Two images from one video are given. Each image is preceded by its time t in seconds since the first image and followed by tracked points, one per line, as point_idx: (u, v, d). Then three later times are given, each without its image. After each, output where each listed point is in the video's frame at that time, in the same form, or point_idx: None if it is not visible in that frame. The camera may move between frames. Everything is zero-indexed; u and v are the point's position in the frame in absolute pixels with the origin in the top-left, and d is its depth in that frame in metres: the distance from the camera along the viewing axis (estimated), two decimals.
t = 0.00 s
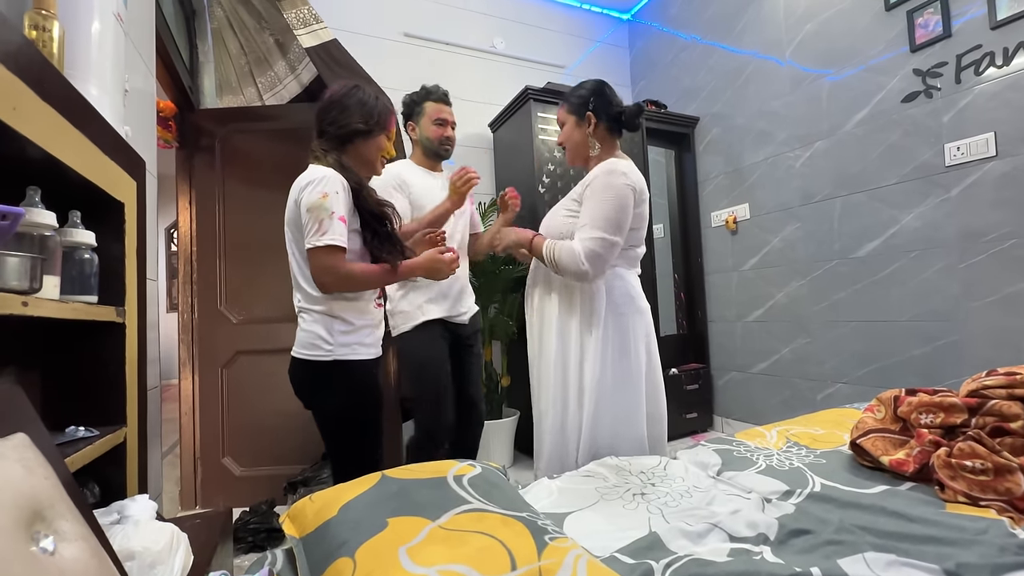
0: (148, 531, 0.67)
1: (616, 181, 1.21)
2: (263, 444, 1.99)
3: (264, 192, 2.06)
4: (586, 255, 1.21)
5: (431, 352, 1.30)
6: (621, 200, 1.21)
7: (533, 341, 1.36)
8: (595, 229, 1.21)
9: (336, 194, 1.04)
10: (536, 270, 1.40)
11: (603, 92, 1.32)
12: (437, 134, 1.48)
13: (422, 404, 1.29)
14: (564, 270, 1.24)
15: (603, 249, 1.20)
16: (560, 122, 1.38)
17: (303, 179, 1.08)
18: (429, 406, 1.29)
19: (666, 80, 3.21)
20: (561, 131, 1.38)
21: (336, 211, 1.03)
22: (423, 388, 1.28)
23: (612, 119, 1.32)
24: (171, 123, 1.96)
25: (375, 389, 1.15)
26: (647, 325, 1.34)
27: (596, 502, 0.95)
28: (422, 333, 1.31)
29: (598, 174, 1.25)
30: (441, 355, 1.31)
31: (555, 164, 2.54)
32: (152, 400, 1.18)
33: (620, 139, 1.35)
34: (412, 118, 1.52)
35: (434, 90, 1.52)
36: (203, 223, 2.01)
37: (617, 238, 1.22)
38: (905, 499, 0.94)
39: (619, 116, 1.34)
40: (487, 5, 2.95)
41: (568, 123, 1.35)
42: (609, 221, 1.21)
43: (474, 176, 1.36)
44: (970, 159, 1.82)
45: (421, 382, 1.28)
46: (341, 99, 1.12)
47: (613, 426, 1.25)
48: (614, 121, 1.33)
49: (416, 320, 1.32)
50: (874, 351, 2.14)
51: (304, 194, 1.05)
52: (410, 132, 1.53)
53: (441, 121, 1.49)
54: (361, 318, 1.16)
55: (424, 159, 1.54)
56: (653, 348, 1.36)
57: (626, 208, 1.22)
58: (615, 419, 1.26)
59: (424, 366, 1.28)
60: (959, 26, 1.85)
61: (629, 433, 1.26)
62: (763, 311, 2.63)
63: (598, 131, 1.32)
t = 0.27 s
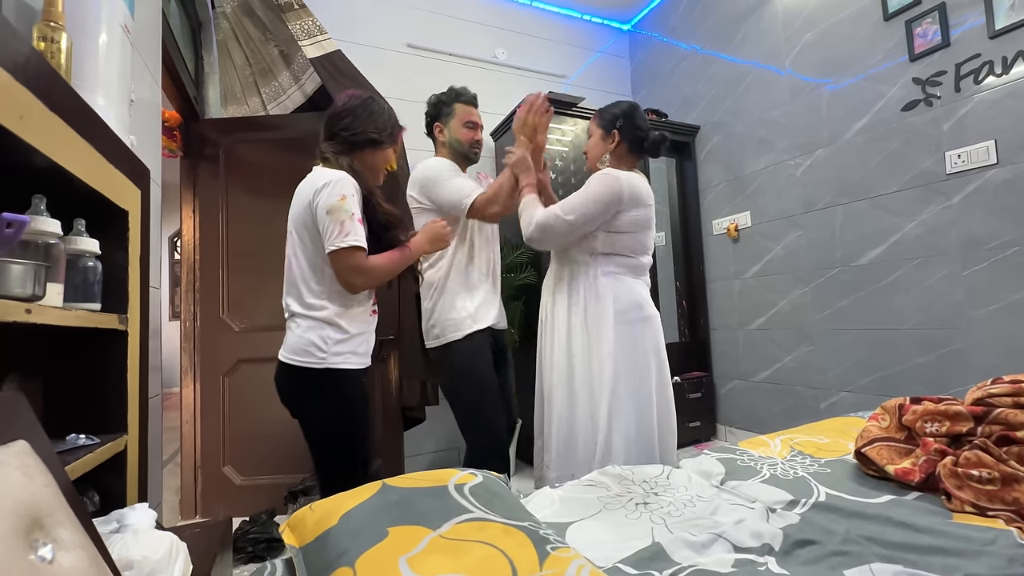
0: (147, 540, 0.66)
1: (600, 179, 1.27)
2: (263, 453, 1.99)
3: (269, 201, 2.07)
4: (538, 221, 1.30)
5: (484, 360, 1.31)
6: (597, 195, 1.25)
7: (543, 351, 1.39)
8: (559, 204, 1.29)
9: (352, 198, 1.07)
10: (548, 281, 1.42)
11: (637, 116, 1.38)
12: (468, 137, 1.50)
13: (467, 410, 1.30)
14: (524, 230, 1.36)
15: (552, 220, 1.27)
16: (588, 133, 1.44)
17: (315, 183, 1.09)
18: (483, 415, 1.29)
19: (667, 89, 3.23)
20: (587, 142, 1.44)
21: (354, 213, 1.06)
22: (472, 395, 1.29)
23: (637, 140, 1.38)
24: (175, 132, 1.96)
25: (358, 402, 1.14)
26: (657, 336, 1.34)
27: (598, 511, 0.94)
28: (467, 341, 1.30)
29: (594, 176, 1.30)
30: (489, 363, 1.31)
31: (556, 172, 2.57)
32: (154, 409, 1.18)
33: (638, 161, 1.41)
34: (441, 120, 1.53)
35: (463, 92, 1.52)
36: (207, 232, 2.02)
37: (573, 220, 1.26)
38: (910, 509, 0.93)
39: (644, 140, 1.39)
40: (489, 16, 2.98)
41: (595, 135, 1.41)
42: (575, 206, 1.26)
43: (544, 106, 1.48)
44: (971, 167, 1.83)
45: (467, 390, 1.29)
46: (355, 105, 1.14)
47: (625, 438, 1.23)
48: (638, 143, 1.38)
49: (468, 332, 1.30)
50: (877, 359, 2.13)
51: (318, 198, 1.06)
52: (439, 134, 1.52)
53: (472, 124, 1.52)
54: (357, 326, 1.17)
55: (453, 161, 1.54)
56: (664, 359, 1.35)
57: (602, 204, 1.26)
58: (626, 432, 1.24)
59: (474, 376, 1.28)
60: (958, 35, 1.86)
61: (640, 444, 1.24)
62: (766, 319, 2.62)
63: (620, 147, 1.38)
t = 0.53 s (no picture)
0: (144, 545, 0.66)
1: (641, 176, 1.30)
2: (261, 457, 1.98)
3: (269, 205, 2.08)
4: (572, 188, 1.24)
5: (495, 367, 1.28)
6: (635, 188, 1.27)
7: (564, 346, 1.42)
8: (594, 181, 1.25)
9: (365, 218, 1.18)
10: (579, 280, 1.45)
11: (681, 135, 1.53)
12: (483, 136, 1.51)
13: (478, 410, 1.27)
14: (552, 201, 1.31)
15: (590, 196, 1.24)
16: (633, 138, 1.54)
17: (326, 196, 1.15)
18: (494, 419, 1.26)
19: (665, 94, 3.24)
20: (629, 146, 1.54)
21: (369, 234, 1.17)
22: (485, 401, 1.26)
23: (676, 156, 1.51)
24: (177, 137, 1.97)
25: (344, 405, 1.17)
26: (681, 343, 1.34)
27: (597, 517, 0.94)
28: (483, 339, 1.29)
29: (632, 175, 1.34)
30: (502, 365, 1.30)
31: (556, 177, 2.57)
32: (152, 412, 1.18)
33: (673, 176, 1.56)
34: (452, 119, 1.51)
35: (474, 93, 1.53)
36: (208, 235, 2.02)
37: (612, 203, 1.25)
38: (911, 516, 0.92)
39: (682, 158, 1.55)
40: (489, 22, 3.00)
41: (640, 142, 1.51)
42: (615, 190, 1.25)
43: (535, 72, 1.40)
44: (970, 172, 1.83)
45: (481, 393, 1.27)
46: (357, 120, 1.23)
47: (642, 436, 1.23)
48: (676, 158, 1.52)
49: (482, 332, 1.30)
50: (877, 364, 2.13)
51: (335, 214, 1.12)
52: (451, 134, 1.51)
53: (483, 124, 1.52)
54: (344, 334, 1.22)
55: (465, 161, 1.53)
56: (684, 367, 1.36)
57: (639, 200, 1.28)
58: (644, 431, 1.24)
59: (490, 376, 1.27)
60: (955, 42, 1.87)
61: (655, 446, 1.23)
62: (765, 324, 2.62)
63: (662, 160, 1.50)
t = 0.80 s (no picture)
0: (140, 544, 0.66)
1: (656, 190, 1.37)
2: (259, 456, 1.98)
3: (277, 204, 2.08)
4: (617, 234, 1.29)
5: (501, 366, 1.29)
6: (657, 204, 1.35)
7: (585, 347, 1.48)
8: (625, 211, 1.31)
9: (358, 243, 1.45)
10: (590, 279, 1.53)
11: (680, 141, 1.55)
12: (516, 138, 1.50)
13: (493, 413, 1.27)
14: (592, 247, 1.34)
15: (631, 230, 1.31)
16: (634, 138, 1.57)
17: (329, 213, 1.37)
18: (506, 421, 1.27)
19: (665, 95, 3.25)
20: (629, 146, 1.57)
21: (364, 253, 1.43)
22: (499, 403, 1.27)
23: (674, 161, 1.54)
24: (176, 135, 1.97)
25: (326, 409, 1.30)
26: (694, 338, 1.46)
27: (596, 517, 0.94)
28: (497, 340, 1.31)
29: (642, 186, 1.40)
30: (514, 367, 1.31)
31: (555, 176, 2.57)
32: (150, 411, 1.18)
33: (671, 180, 1.58)
34: (485, 120, 1.52)
35: (508, 95, 1.53)
36: (206, 234, 2.02)
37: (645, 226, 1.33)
38: (909, 516, 0.92)
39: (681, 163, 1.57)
40: (488, 21, 3.00)
41: (639, 142, 1.54)
42: (642, 213, 1.33)
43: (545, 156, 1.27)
44: (968, 173, 1.83)
45: (491, 395, 1.27)
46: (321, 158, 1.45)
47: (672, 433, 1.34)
48: (674, 163, 1.55)
49: (495, 331, 1.31)
50: (875, 365, 2.13)
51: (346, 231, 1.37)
52: (484, 135, 1.52)
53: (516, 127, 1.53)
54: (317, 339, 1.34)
55: (496, 163, 1.55)
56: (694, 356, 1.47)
57: (661, 212, 1.36)
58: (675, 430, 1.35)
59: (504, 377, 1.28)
60: (955, 43, 1.87)
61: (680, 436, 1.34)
62: (764, 324, 2.62)
63: (659, 161, 1.53)
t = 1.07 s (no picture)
0: (138, 541, 0.66)
1: (646, 198, 1.36)
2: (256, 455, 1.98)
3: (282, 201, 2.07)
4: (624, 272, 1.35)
5: (521, 361, 1.36)
6: (651, 212, 1.35)
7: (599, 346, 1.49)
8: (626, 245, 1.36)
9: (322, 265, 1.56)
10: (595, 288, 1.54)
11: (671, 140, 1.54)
12: (541, 140, 1.58)
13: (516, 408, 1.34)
14: (607, 288, 1.42)
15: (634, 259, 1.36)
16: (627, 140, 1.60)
17: (312, 237, 1.47)
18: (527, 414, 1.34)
19: (664, 93, 3.24)
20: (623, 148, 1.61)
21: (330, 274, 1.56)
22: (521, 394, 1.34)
23: (665, 160, 1.54)
24: (173, 131, 1.94)
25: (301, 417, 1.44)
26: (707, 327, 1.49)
27: (594, 514, 0.94)
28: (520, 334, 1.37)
29: (633, 196, 1.39)
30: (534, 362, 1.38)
31: (555, 175, 2.57)
32: (149, 409, 1.18)
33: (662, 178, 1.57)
34: (513, 122, 1.59)
35: (535, 97, 1.61)
36: (203, 233, 2.02)
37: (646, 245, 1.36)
38: (906, 514, 0.93)
39: (671, 161, 1.57)
40: (487, 18, 2.99)
41: (631, 142, 1.57)
42: (638, 231, 1.36)
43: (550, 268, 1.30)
44: (966, 173, 1.84)
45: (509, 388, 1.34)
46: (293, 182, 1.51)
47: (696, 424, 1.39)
48: (665, 162, 1.55)
49: (518, 324, 1.38)
50: (872, 363, 2.14)
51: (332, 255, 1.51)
52: (512, 137, 1.58)
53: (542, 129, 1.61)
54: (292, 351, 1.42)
55: (523, 164, 1.62)
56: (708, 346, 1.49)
57: (656, 218, 1.36)
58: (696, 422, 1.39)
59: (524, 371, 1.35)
60: (954, 42, 1.87)
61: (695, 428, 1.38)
62: (762, 322, 2.63)
63: (648, 159, 1.53)
